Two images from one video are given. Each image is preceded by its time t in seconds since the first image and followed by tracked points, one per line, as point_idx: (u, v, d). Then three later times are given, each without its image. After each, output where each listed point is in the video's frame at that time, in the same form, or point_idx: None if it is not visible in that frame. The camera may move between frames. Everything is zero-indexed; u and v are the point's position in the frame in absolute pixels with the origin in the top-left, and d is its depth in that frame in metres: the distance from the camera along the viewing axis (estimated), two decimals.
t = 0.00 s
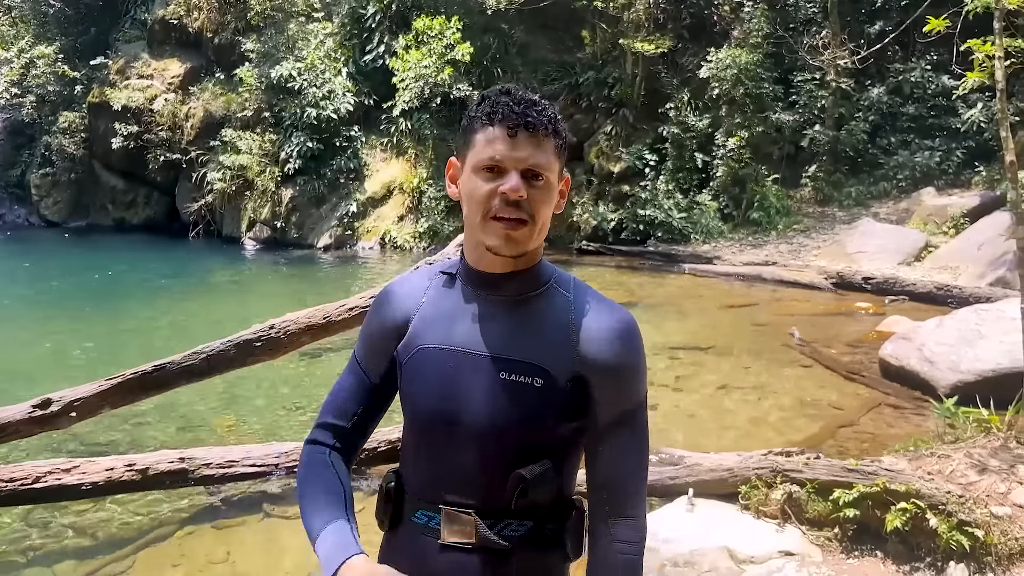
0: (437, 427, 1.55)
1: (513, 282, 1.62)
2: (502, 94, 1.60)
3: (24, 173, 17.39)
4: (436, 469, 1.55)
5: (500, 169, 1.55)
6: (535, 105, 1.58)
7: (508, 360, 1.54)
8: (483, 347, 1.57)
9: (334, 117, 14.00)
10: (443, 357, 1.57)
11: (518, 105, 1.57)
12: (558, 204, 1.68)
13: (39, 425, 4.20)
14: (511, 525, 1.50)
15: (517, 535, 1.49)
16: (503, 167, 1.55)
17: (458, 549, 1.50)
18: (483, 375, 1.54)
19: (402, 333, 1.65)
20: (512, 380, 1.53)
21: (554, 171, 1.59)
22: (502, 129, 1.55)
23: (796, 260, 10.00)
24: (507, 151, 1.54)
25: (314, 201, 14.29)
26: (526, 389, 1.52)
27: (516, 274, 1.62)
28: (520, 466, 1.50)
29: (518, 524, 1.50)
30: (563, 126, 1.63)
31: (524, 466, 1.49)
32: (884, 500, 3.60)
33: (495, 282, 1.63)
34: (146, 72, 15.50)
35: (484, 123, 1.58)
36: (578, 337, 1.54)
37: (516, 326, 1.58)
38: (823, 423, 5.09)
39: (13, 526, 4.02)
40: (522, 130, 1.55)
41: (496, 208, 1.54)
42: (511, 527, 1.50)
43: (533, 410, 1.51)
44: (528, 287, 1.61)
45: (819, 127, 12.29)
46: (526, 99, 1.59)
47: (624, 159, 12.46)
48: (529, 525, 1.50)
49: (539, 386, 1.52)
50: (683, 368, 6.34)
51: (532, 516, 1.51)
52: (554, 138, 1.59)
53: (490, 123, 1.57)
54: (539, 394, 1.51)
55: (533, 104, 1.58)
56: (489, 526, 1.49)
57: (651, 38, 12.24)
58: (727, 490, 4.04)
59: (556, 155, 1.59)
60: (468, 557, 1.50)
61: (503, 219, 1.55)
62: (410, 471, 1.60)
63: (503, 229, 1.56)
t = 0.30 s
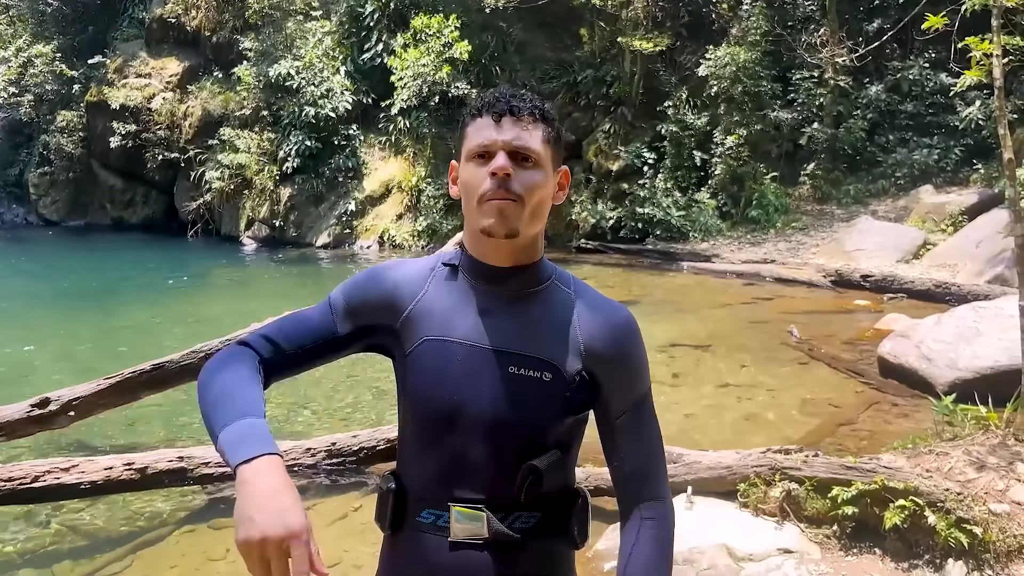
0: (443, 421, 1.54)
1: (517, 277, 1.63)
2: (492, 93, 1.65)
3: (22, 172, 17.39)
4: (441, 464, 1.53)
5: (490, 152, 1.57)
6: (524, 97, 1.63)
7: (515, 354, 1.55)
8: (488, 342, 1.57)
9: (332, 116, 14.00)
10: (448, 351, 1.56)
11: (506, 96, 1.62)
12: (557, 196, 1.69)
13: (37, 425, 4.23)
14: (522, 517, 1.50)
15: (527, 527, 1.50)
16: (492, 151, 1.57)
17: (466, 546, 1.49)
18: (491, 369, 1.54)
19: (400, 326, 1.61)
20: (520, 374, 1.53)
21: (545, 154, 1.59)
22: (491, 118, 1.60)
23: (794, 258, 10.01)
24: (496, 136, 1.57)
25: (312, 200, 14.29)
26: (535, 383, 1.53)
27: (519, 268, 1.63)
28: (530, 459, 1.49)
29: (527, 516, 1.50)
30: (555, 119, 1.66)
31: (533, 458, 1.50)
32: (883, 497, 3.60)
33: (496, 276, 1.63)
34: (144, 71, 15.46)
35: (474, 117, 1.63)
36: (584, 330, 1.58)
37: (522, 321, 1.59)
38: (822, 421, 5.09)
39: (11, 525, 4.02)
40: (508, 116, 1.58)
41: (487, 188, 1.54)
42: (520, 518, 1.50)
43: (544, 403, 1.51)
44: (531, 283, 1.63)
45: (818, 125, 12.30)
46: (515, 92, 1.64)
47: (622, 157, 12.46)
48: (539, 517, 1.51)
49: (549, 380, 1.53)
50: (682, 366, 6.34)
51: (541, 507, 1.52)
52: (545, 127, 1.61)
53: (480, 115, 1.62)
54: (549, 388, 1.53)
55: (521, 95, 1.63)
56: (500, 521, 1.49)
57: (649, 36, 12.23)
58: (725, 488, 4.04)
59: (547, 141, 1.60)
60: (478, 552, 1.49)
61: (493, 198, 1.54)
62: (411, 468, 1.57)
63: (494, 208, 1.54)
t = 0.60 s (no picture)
0: (442, 415, 1.54)
1: (510, 273, 1.62)
2: (466, 92, 1.60)
3: (20, 170, 17.36)
4: (438, 457, 1.53)
5: (464, 164, 1.54)
6: (495, 95, 1.57)
7: (511, 348, 1.54)
8: (484, 336, 1.56)
9: (331, 113, 14.00)
10: (446, 346, 1.57)
11: (477, 98, 1.56)
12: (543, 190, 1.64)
13: (36, 422, 4.23)
14: (519, 512, 1.50)
15: (523, 521, 1.50)
16: (466, 162, 1.54)
17: (462, 539, 1.50)
18: (486, 363, 1.54)
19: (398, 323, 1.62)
20: (516, 368, 1.53)
21: (523, 161, 1.54)
22: (462, 126, 1.55)
23: (794, 255, 10.01)
24: (467, 148, 1.54)
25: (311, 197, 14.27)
26: (531, 375, 1.52)
27: (510, 264, 1.62)
28: (525, 452, 1.49)
29: (522, 511, 1.50)
30: (533, 107, 1.59)
31: (530, 450, 1.50)
32: (882, 494, 3.59)
33: (488, 273, 1.62)
34: (142, 68, 15.40)
35: (448, 123, 1.58)
36: (580, 320, 1.57)
37: (516, 315, 1.58)
38: (821, 418, 5.10)
39: (12, 522, 4.03)
40: (477, 124, 1.53)
41: (463, 206, 1.53)
42: (518, 512, 1.50)
43: (540, 396, 1.51)
44: (524, 276, 1.62)
45: (817, 122, 12.29)
46: (488, 91, 1.58)
47: (622, 154, 12.42)
48: (535, 512, 1.51)
49: (544, 372, 1.52)
50: (680, 363, 6.35)
51: (537, 501, 1.51)
52: (519, 124, 1.55)
53: (451, 121, 1.57)
54: (545, 380, 1.52)
55: (493, 94, 1.57)
56: (495, 515, 1.49)
57: (648, 33, 12.22)
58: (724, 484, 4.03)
59: (522, 142, 1.55)
60: (474, 547, 1.49)
61: (470, 215, 1.54)
62: (410, 462, 1.57)
63: (473, 224, 1.55)
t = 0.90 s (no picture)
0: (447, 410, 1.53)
1: (523, 271, 1.60)
2: (500, 90, 1.56)
3: (19, 168, 17.35)
4: (442, 450, 1.54)
5: (496, 168, 1.54)
6: (533, 96, 1.54)
7: (518, 345, 1.54)
8: (492, 333, 1.55)
9: (330, 110, 13.99)
10: (452, 341, 1.55)
11: (513, 99, 1.53)
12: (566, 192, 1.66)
13: (35, 419, 4.20)
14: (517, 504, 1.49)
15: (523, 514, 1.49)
16: (499, 167, 1.54)
17: (465, 529, 1.50)
18: (492, 359, 1.53)
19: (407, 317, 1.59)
20: (521, 366, 1.52)
21: (555, 167, 1.56)
22: (497, 126, 1.53)
23: (793, 251, 10.01)
24: (501, 152, 1.53)
25: (311, 194, 14.26)
26: (536, 373, 1.52)
27: (522, 262, 1.60)
28: (526, 446, 1.49)
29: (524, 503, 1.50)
30: (566, 113, 1.58)
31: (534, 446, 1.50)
32: (881, 489, 3.59)
33: (501, 269, 1.61)
34: (141, 65, 15.38)
35: (482, 120, 1.56)
36: (587, 322, 1.55)
37: (525, 312, 1.57)
38: (821, 414, 5.10)
39: (12, 520, 4.02)
40: (516, 129, 1.51)
41: (495, 211, 1.54)
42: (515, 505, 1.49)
43: (545, 394, 1.50)
44: (537, 275, 1.60)
45: (816, 118, 12.29)
46: (524, 91, 1.54)
47: (621, 150, 12.42)
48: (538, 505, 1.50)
49: (551, 371, 1.52)
50: (680, 359, 6.34)
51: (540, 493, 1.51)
52: (554, 129, 1.54)
53: (486, 120, 1.55)
54: (550, 377, 1.51)
55: (530, 96, 1.54)
56: (497, 506, 1.49)
57: (647, 29, 12.22)
58: (723, 480, 4.04)
59: (556, 148, 1.55)
60: (475, 537, 1.49)
61: (500, 218, 1.55)
62: (415, 454, 1.58)
63: (500, 227, 1.56)
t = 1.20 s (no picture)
0: (439, 417, 1.53)
1: (510, 273, 1.59)
2: (485, 83, 1.58)
3: (19, 165, 17.33)
4: (437, 456, 1.54)
5: (480, 162, 1.56)
6: (519, 90, 1.55)
7: (508, 349, 1.51)
8: (480, 338, 1.54)
9: (330, 107, 13.99)
10: (441, 348, 1.55)
11: (499, 93, 1.54)
12: (552, 189, 1.67)
13: (34, 416, 4.20)
14: (517, 506, 1.50)
15: (521, 515, 1.50)
16: (483, 161, 1.55)
17: (465, 533, 1.51)
18: (481, 365, 1.51)
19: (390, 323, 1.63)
20: (511, 371, 1.50)
21: (541, 163, 1.57)
22: (481, 120, 1.54)
23: (793, 248, 10.01)
24: (485, 147, 1.54)
25: (310, 191, 14.27)
26: (527, 378, 1.49)
27: (509, 265, 1.60)
28: (521, 450, 1.49)
29: (523, 505, 1.50)
30: (554, 109, 1.59)
31: (530, 449, 1.49)
32: (881, 485, 3.59)
33: (488, 271, 1.61)
34: (140, 62, 15.38)
35: (466, 114, 1.58)
36: (581, 324, 1.53)
37: (515, 316, 1.55)
38: (820, 410, 5.10)
39: (12, 517, 4.02)
40: (500, 123, 1.53)
41: (478, 205, 1.55)
42: (515, 507, 1.50)
43: (537, 398, 1.49)
44: (526, 276, 1.59)
45: (816, 114, 12.28)
46: (510, 85, 1.55)
47: (620, 147, 12.41)
48: (537, 506, 1.51)
49: (543, 375, 1.49)
50: (680, 355, 6.35)
51: (538, 495, 1.51)
52: (540, 125, 1.55)
53: (471, 113, 1.57)
54: (542, 381, 1.49)
55: (516, 90, 1.54)
56: (495, 509, 1.50)
57: (647, 25, 12.22)
58: (723, 476, 4.04)
59: (542, 144, 1.56)
60: (475, 541, 1.50)
61: (483, 214, 1.55)
62: (411, 459, 1.59)
63: (484, 223, 1.56)
